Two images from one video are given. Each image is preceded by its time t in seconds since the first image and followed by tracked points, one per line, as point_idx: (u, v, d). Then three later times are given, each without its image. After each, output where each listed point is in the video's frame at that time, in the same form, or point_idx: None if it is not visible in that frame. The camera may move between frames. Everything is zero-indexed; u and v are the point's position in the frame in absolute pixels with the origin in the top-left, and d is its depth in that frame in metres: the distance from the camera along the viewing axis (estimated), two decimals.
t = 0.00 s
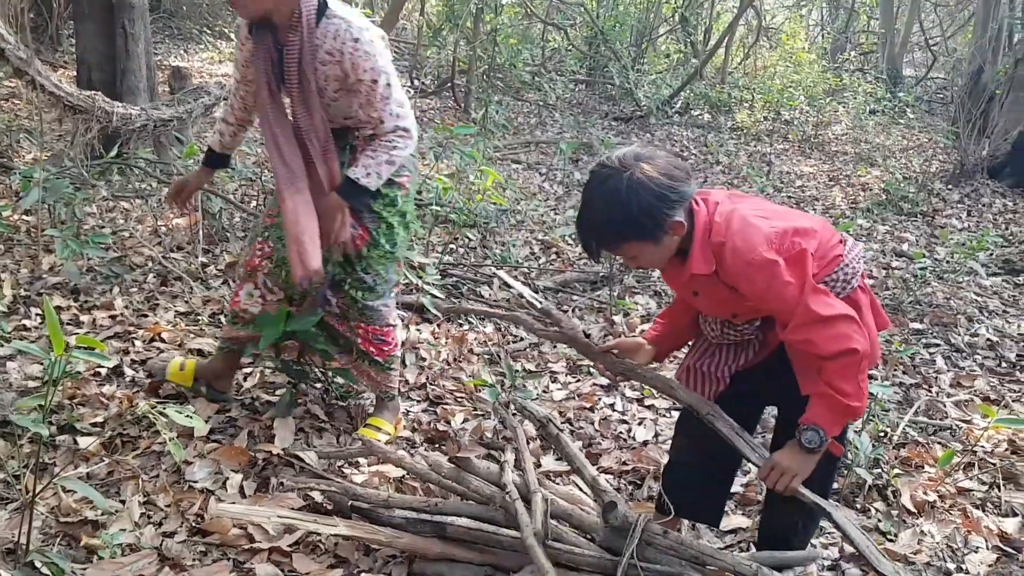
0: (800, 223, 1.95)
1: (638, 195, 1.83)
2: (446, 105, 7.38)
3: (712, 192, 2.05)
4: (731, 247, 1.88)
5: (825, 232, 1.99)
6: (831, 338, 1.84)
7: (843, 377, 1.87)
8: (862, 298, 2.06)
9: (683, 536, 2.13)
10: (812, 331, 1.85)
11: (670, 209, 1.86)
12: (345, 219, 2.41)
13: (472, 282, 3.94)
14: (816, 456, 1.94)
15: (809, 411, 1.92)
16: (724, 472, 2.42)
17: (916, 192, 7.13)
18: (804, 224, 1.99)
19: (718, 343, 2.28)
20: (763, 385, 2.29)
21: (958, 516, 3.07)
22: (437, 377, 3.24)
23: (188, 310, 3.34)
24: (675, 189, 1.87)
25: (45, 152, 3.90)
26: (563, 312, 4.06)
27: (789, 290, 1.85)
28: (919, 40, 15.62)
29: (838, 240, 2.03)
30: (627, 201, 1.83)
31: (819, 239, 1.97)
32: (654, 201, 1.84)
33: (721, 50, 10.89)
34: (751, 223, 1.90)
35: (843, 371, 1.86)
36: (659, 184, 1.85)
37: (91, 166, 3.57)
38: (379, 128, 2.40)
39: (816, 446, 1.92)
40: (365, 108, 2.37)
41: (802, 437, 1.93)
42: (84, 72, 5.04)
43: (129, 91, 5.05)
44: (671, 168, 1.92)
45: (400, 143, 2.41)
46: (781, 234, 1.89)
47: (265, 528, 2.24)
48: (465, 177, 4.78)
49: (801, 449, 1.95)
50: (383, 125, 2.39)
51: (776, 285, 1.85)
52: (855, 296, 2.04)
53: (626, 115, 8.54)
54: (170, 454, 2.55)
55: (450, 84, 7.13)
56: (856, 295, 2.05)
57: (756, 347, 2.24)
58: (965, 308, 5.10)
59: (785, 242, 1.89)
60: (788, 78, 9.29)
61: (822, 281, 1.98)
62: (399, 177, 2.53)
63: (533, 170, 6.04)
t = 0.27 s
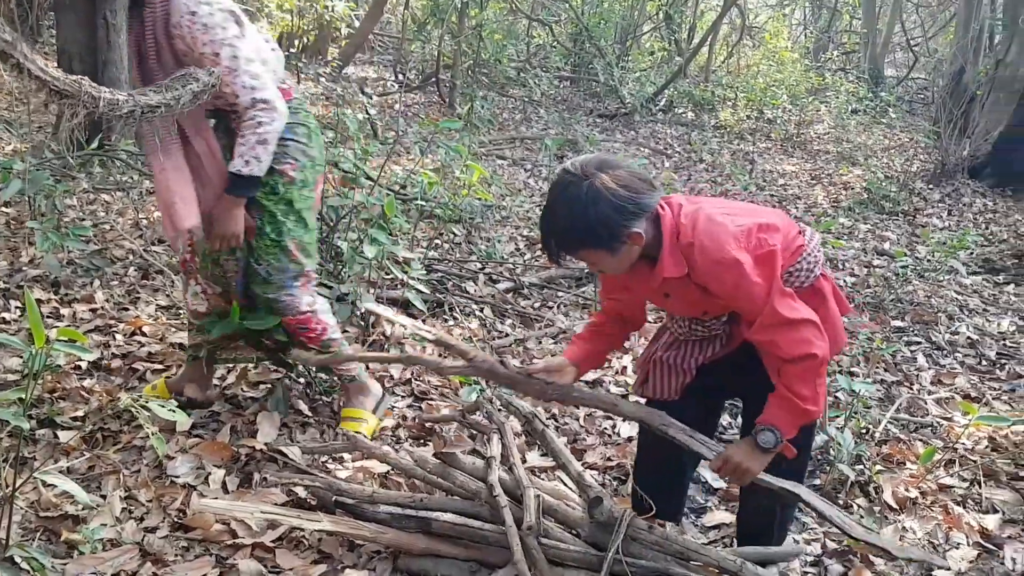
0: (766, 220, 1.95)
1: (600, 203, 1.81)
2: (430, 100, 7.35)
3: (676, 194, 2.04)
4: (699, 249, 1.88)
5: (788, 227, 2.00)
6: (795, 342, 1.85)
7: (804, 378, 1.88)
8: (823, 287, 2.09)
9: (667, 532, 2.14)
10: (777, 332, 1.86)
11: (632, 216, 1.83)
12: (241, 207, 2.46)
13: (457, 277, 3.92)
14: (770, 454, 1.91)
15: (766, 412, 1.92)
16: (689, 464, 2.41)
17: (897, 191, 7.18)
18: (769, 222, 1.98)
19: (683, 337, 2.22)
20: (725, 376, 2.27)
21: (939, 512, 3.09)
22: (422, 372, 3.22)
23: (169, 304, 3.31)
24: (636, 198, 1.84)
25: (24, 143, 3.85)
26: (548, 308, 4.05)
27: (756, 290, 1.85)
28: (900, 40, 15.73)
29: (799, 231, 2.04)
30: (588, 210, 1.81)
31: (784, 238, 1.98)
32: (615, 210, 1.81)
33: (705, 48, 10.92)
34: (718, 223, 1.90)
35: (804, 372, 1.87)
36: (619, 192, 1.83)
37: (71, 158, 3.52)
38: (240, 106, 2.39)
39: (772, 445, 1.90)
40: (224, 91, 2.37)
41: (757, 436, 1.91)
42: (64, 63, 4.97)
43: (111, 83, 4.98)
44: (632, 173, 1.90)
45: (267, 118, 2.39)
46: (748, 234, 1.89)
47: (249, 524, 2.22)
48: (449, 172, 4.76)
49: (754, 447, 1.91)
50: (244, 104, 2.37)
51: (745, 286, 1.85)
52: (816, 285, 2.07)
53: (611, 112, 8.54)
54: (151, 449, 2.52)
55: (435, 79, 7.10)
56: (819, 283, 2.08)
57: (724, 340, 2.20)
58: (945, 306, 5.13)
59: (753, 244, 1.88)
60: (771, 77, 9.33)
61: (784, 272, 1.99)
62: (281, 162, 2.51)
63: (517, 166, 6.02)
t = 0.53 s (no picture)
0: (723, 220, 1.92)
1: (555, 221, 1.77)
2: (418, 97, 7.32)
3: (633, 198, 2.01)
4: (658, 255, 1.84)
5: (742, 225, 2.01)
6: (743, 347, 1.83)
7: (750, 384, 1.86)
8: (782, 276, 2.12)
9: (657, 531, 2.14)
10: (729, 336, 1.83)
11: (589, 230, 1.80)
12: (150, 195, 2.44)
13: (445, 275, 3.90)
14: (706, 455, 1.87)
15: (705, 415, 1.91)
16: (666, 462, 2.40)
17: (883, 191, 7.22)
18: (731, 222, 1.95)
19: (651, 335, 2.18)
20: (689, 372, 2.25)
21: (926, 511, 3.10)
22: (411, 370, 3.21)
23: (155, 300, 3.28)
24: (592, 210, 1.81)
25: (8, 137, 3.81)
26: (537, 306, 4.05)
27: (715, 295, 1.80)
28: (886, 40, 15.80)
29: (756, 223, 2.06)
30: (544, 231, 1.77)
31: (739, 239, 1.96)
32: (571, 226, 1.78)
33: (693, 47, 10.93)
34: (677, 225, 1.86)
35: (751, 377, 1.85)
36: (574, 206, 1.80)
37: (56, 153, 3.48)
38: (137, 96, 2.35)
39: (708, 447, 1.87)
40: (105, 73, 2.33)
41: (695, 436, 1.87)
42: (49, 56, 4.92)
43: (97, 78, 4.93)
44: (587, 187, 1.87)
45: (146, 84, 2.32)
46: (707, 234, 1.85)
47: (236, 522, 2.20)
48: (438, 170, 4.74)
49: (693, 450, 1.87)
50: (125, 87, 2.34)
51: (703, 290, 1.80)
52: (774, 274, 2.10)
53: (599, 110, 8.54)
54: (137, 447, 2.50)
55: (423, 76, 7.08)
56: (777, 273, 2.11)
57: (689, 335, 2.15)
58: (931, 305, 5.16)
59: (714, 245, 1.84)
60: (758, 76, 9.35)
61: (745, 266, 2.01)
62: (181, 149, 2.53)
63: (506, 163, 6.00)
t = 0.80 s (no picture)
0: (687, 233, 1.95)
1: (527, 239, 1.77)
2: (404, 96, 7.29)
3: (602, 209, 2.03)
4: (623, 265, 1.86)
5: (708, 231, 2.06)
6: (700, 356, 1.83)
7: (705, 395, 1.85)
8: (751, 274, 2.19)
9: (644, 532, 2.13)
10: (687, 345, 1.83)
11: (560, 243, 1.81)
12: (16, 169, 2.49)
13: (432, 274, 3.89)
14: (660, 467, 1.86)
15: (659, 424, 1.90)
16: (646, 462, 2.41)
17: (867, 193, 7.26)
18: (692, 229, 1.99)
19: (622, 332, 2.23)
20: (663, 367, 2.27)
21: (910, 511, 3.11)
22: (396, 371, 3.19)
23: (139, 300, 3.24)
24: (558, 224, 1.83)
25: None
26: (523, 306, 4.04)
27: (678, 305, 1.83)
28: (870, 42, 15.89)
29: (722, 225, 2.14)
30: (517, 248, 1.77)
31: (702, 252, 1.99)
32: (544, 243, 1.79)
33: (678, 49, 10.96)
34: (642, 236, 1.89)
35: (705, 389, 1.84)
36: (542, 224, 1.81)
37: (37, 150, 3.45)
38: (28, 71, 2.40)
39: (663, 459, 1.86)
40: None
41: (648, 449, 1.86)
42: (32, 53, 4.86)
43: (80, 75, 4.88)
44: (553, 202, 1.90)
45: (53, 67, 2.34)
46: (670, 248, 1.89)
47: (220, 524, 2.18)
48: (424, 169, 4.73)
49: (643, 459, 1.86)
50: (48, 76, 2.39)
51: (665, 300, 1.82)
52: (744, 274, 2.17)
53: (585, 110, 8.54)
54: (120, 447, 2.48)
55: (409, 75, 7.06)
56: (746, 272, 2.18)
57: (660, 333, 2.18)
58: (914, 306, 5.19)
59: (674, 255, 1.89)
60: (743, 78, 9.38)
61: (714, 266, 2.08)
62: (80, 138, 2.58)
63: (492, 163, 5.99)
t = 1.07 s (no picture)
0: (669, 222, 1.96)
1: (516, 216, 1.77)
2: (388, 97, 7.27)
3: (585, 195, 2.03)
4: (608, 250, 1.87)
5: (691, 226, 2.05)
6: (691, 333, 1.82)
7: (695, 372, 1.83)
8: (730, 275, 2.19)
9: (632, 535, 2.12)
10: (675, 325, 1.82)
11: (548, 220, 1.81)
12: None
13: (417, 276, 3.87)
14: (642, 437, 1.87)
15: (648, 396, 1.88)
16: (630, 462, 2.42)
17: (849, 195, 7.30)
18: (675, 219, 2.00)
19: (599, 327, 2.24)
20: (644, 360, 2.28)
21: (895, 512, 3.12)
22: (381, 374, 3.18)
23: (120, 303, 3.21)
24: (542, 201, 1.83)
25: None
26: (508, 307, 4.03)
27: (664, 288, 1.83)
28: (850, 45, 16.00)
29: (704, 224, 2.11)
30: (506, 223, 1.76)
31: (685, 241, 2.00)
32: (532, 219, 1.78)
33: (661, 51, 10.99)
34: (625, 223, 1.90)
35: (695, 367, 1.83)
36: (527, 197, 1.80)
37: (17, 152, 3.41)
38: None
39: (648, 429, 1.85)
40: None
41: (633, 416, 1.86)
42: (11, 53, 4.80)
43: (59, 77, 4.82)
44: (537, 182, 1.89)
45: None
46: (652, 235, 1.90)
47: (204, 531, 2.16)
48: (408, 171, 4.71)
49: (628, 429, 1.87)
50: None
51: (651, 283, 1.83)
52: (723, 274, 2.17)
53: (569, 112, 8.55)
54: (103, 453, 2.45)
55: (392, 76, 7.03)
56: (726, 272, 2.18)
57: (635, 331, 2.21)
58: (896, 308, 5.22)
59: (658, 241, 1.89)
60: (726, 80, 9.42)
61: (694, 267, 2.07)
62: None
63: (477, 165, 5.98)
